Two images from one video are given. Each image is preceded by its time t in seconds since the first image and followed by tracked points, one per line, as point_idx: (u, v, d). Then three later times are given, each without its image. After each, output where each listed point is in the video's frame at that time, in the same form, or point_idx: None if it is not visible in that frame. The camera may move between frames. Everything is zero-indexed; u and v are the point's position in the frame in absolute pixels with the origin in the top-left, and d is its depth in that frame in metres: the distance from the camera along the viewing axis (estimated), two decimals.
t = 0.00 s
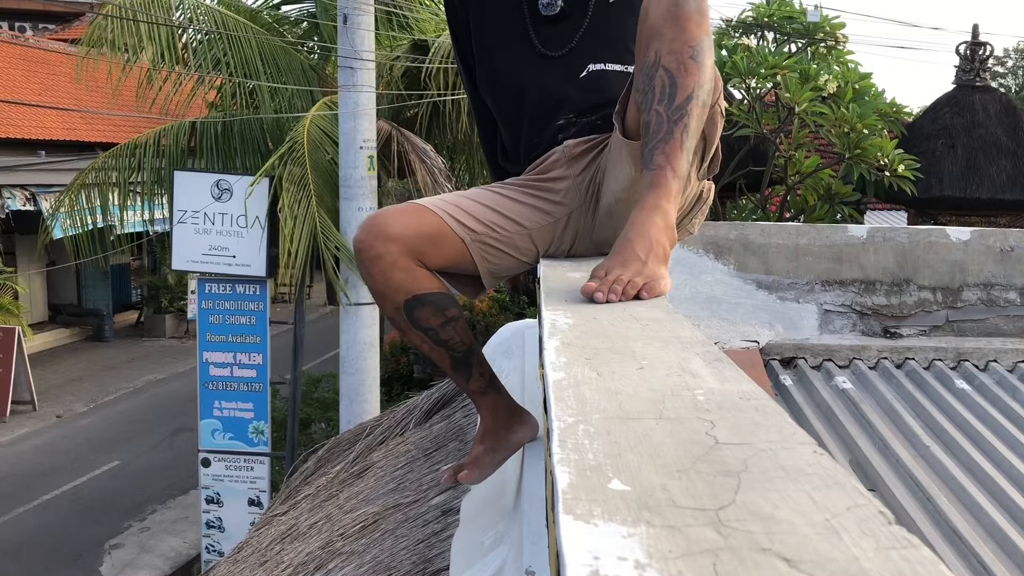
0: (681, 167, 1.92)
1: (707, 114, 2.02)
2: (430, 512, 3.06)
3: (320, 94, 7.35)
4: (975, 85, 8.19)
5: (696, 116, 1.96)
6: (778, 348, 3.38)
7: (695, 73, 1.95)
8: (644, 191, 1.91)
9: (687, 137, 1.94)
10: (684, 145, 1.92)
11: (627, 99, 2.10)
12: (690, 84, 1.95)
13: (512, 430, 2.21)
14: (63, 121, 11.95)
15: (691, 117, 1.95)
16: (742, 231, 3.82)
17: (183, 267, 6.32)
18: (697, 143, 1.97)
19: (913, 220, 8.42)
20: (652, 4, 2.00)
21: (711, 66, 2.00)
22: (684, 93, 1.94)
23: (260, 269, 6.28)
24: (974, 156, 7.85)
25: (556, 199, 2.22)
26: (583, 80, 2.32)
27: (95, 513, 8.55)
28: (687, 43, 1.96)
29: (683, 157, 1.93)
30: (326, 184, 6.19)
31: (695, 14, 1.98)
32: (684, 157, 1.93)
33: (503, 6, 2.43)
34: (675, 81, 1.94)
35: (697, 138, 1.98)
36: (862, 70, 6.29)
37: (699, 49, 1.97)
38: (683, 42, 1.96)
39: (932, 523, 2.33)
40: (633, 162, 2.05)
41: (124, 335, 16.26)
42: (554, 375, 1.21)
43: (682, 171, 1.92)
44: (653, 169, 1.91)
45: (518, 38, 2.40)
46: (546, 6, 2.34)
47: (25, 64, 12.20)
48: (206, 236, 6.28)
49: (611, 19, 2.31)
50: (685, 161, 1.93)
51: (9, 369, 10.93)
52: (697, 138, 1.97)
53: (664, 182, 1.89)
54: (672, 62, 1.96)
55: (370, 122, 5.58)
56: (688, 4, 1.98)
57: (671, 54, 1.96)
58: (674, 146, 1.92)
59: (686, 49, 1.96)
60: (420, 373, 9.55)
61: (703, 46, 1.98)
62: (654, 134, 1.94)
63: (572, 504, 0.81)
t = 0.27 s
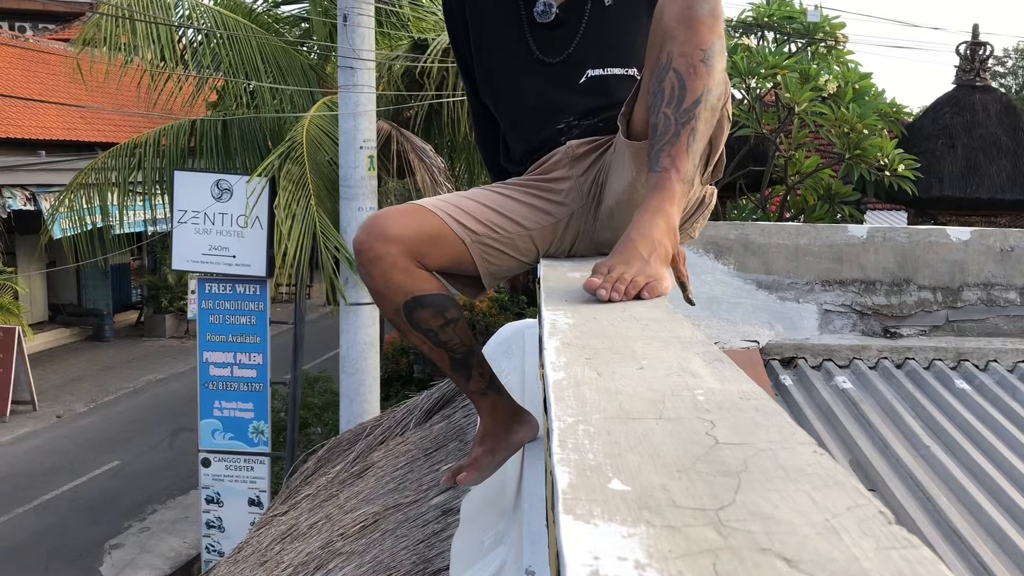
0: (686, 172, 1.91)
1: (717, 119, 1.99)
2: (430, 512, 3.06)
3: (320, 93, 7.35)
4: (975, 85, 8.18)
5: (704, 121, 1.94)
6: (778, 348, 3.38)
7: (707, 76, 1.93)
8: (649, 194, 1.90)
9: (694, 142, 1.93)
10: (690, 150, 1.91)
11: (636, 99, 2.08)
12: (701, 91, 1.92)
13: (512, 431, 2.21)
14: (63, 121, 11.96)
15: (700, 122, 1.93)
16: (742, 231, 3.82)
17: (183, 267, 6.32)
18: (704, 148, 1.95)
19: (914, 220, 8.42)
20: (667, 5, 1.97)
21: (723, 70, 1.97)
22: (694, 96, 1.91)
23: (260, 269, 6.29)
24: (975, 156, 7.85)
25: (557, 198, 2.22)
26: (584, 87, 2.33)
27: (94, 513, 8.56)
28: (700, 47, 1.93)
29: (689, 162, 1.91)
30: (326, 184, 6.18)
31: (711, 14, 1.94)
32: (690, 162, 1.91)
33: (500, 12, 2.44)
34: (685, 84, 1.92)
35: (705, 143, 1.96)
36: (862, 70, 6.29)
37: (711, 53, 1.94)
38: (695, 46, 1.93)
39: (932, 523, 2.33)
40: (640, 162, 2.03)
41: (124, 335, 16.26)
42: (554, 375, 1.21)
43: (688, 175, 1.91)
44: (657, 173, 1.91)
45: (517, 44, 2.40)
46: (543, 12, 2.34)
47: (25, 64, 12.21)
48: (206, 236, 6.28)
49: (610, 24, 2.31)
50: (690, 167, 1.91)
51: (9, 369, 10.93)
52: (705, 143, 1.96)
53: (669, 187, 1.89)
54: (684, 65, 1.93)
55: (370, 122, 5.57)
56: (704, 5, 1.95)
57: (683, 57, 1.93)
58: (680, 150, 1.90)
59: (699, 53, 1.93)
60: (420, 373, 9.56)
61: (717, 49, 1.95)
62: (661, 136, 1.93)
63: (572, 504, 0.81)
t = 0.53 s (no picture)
0: (695, 177, 1.91)
1: (731, 125, 1.98)
2: (430, 512, 3.06)
3: (320, 93, 7.35)
4: (975, 85, 8.18)
5: (717, 127, 1.93)
6: (778, 348, 3.38)
7: (723, 81, 1.91)
8: (657, 195, 1.90)
9: (705, 147, 1.92)
10: (700, 156, 1.90)
11: (650, 99, 2.07)
12: (716, 97, 1.91)
13: (512, 431, 2.21)
14: (63, 121, 11.96)
15: (713, 126, 1.92)
16: (741, 231, 3.82)
17: (183, 267, 6.32)
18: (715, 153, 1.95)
19: (913, 220, 8.42)
20: (690, 4, 1.94)
21: (739, 76, 1.95)
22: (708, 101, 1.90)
23: (260, 269, 6.29)
24: (974, 156, 7.85)
25: (561, 198, 2.22)
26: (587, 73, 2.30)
27: (94, 513, 8.56)
28: (719, 52, 1.91)
29: (698, 167, 1.91)
30: (325, 183, 6.19)
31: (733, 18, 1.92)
32: (699, 166, 1.91)
33: (495, 11, 2.44)
34: (699, 89, 1.90)
35: (716, 148, 1.95)
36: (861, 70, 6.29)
37: (729, 59, 1.92)
38: (714, 50, 1.91)
39: (933, 524, 2.33)
40: (650, 164, 2.03)
41: (124, 335, 16.26)
42: (554, 375, 1.21)
43: (696, 179, 1.91)
44: (666, 175, 1.90)
45: (516, 39, 2.40)
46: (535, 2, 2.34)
47: (24, 64, 12.22)
48: (206, 236, 6.28)
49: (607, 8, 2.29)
50: (699, 171, 1.91)
51: (9, 369, 10.93)
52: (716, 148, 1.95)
53: (676, 191, 1.89)
54: (700, 69, 1.91)
55: (370, 122, 5.57)
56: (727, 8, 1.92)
57: (701, 60, 1.91)
58: (690, 153, 1.90)
59: (717, 58, 1.91)
60: (420, 373, 9.56)
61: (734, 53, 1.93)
62: (672, 139, 1.92)
63: (572, 504, 0.81)
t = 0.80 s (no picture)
0: (678, 159, 1.90)
1: (715, 104, 1.96)
2: (430, 512, 3.07)
3: (320, 93, 7.35)
4: (976, 85, 8.18)
5: (699, 107, 1.92)
6: (778, 348, 3.37)
7: (701, 62, 1.90)
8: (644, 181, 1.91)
9: (687, 129, 1.91)
10: (681, 139, 1.90)
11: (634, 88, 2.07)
12: (695, 76, 1.90)
13: (513, 431, 2.21)
14: (63, 121, 11.96)
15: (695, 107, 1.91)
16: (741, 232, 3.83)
17: (183, 267, 6.32)
18: (699, 135, 1.93)
19: (913, 220, 8.42)
20: None
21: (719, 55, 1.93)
22: (689, 81, 1.89)
23: (260, 269, 6.29)
24: (974, 156, 7.85)
25: (564, 197, 2.22)
26: (589, 65, 2.32)
27: (94, 513, 8.56)
28: (694, 33, 1.91)
29: (681, 149, 1.90)
30: (325, 182, 6.19)
31: None
32: (681, 147, 1.90)
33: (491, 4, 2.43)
34: (676, 73, 1.90)
35: (701, 128, 1.94)
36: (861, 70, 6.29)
37: (705, 37, 1.91)
38: (689, 31, 1.91)
39: (932, 524, 2.33)
40: (639, 150, 2.03)
41: (124, 335, 16.26)
42: (554, 374, 1.21)
43: (679, 159, 1.90)
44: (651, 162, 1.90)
45: (515, 33, 2.40)
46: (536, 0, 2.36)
47: (24, 64, 12.21)
48: (207, 236, 6.28)
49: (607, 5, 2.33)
50: (682, 154, 1.90)
51: (9, 369, 10.94)
52: (700, 129, 1.93)
53: (662, 174, 1.89)
54: (677, 51, 1.90)
55: (370, 122, 5.57)
56: None
57: (677, 43, 1.91)
58: (672, 136, 1.90)
59: (692, 38, 1.91)
60: (420, 373, 9.56)
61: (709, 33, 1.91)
62: (655, 122, 1.92)
63: (572, 504, 0.81)
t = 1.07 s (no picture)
0: (650, 168, 1.98)
1: (687, 104, 2.00)
2: (430, 512, 3.06)
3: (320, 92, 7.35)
4: (975, 85, 8.19)
5: (669, 112, 1.97)
6: (778, 348, 3.38)
7: (670, 68, 1.95)
8: (621, 189, 2.01)
9: (659, 136, 1.97)
10: (652, 147, 1.96)
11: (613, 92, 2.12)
12: (662, 81, 1.95)
13: (509, 430, 2.20)
14: (63, 121, 11.96)
15: (665, 114, 1.97)
16: (741, 232, 3.83)
17: (183, 267, 6.32)
18: (672, 139, 1.99)
19: (913, 220, 8.42)
20: None
21: (689, 55, 1.96)
22: (656, 89, 1.95)
23: (260, 269, 6.28)
24: (974, 156, 7.85)
25: (556, 197, 2.23)
26: (586, 67, 2.32)
27: (95, 513, 8.56)
28: (660, 37, 1.94)
29: (653, 158, 1.98)
30: (325, 182, 6.20)
31: None
32: (652, 156, 1.97)
33: (490, 5, 2.45)
34: (644, 81, 1.96)
35: (674, 132, 1.99)
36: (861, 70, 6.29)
37: (671, 40, 1.93)
38: (653, 34, 1.94)
39: (933, 524, 2.33)
40: (618, 154, 2.09)
41: (124, 335, 16.26)
42: (554, 375, 1.21)
43: (651, 169, 1.98)
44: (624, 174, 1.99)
45: (511, 34, 2.41)
46: (532, 2, 2.37)
47: (24, 64, 12.22)
48: (207, 236, 6.28)
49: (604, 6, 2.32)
50: (654, 163, 1.98)
51: (9, 369, 10.94)
52: (674, 133, 1.99)
53: (634, 187, 1.98)
54: (643, 56, 1.95)
55: (370, 122, 5.57)
56: None
57: (645, 50, 1.95)
58: (642, 146, 1.97)
59: (657, 41, 1.94)
60: (420, 373, 9.56)
61: (677, 34, 1.94)
62: (629, 131, 1.99)
63: (572, 504, 0.81)
